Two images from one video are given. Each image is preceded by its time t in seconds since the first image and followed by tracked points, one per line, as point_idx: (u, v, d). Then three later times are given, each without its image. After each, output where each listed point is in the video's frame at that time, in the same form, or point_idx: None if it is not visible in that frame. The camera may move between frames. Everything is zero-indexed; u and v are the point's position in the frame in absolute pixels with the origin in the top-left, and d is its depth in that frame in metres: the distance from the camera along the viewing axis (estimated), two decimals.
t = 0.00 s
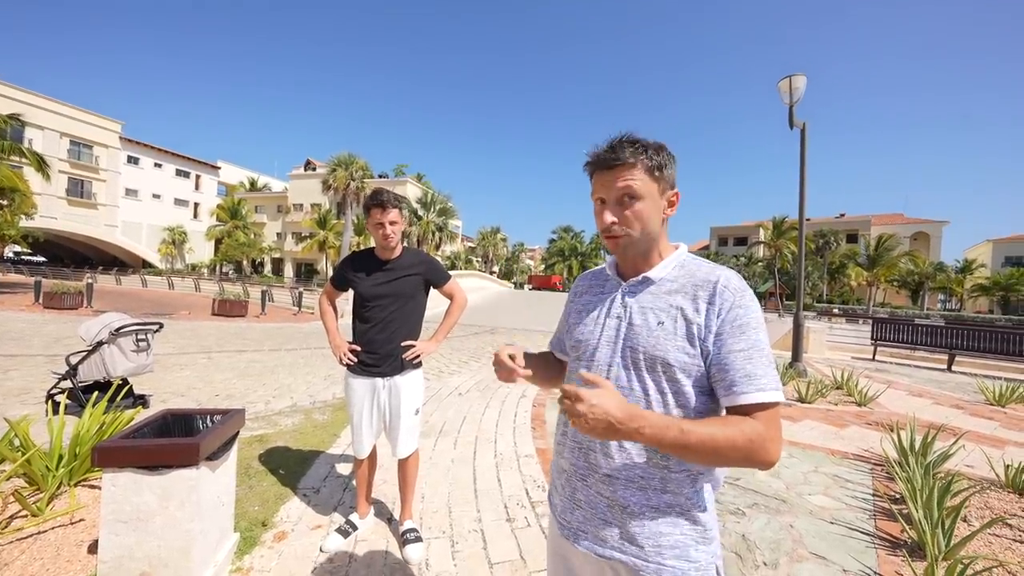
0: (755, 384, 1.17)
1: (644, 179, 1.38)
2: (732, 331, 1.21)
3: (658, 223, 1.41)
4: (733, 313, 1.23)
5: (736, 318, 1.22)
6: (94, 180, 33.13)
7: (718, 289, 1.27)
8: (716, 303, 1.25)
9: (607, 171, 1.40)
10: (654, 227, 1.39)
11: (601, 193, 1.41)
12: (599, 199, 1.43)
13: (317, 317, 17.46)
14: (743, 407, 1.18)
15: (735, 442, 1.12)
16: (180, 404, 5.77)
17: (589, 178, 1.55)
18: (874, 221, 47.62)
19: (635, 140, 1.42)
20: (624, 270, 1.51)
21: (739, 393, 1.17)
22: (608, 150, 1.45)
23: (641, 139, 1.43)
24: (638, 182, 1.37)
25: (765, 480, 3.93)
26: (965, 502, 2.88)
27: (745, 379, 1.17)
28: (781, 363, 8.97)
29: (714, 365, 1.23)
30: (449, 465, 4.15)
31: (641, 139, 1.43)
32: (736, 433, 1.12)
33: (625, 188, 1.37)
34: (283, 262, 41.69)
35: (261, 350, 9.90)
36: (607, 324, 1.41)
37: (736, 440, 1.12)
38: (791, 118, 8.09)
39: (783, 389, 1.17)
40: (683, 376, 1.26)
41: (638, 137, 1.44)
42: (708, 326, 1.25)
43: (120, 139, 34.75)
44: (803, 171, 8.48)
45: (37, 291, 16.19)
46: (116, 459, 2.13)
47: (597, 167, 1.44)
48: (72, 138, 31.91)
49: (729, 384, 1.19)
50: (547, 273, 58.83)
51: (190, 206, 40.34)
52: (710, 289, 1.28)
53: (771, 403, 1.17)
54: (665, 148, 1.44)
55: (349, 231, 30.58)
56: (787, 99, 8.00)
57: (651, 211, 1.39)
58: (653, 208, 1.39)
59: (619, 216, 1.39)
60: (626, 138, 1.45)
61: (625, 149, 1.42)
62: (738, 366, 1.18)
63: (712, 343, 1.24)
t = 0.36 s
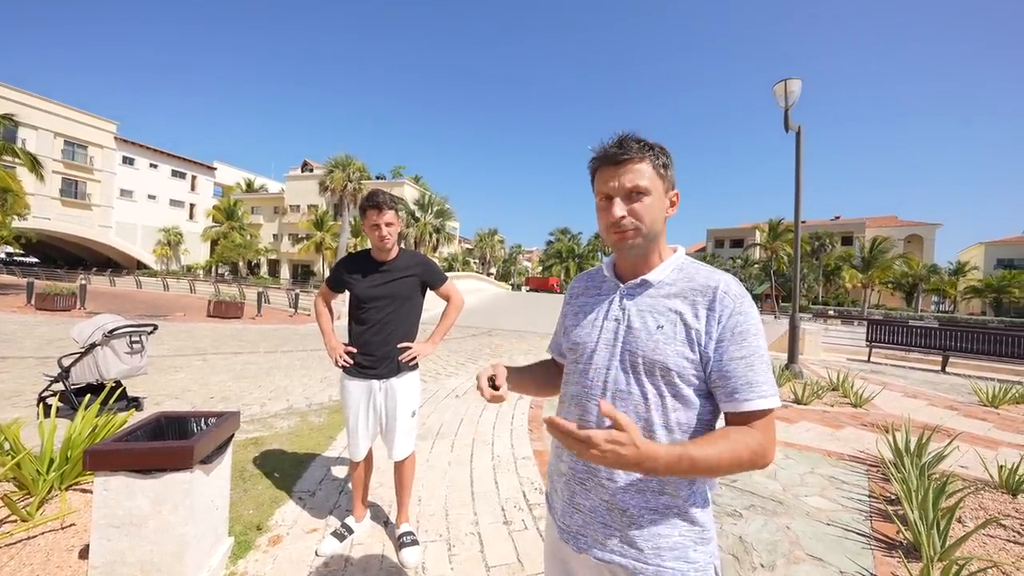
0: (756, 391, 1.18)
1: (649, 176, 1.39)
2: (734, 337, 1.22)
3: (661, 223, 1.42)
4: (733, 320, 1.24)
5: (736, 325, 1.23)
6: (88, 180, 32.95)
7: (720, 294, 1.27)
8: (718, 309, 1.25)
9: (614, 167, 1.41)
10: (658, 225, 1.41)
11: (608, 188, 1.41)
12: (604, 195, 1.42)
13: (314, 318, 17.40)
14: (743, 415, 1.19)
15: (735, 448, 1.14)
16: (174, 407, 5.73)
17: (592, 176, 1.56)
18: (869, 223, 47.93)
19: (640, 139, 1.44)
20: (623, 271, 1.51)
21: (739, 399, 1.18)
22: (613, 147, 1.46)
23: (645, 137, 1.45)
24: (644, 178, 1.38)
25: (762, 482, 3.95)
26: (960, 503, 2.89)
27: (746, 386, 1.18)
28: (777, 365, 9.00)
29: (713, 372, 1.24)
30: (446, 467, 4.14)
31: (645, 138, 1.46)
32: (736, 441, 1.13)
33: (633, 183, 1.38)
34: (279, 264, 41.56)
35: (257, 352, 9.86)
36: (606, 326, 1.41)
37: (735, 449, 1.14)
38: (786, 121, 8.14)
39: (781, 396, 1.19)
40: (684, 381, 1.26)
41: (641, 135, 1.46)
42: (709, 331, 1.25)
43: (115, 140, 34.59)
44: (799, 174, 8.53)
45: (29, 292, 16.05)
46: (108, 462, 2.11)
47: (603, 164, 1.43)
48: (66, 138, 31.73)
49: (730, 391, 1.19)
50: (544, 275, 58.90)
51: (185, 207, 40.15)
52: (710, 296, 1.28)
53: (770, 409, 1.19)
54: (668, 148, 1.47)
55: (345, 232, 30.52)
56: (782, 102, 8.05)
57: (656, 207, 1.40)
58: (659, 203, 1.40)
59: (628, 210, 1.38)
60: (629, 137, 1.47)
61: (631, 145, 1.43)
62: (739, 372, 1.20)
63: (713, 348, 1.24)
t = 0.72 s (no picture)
0: (762, 395, 1.19)
1: (659, 179, 1.40)
2: (739, 342, 1.22)
3: (668, 226, 1.42)
4: (739, 324, 1.24)
5: (742, 330, 1.23)
6: (91, 181, 33.10)
7: (726, 298, 1.27)
8: (723, 312, 1.25)
9: (624, 170, 1.41)
10: (665, 229, 1.41)
11: (618, 190, 1.41)
12: (613, 197, 1.42)
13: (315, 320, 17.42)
14: (748, 417, 1.20)
15: (741, 450, 1.14)
16: (176, 408, 5.74)
17: (600, 179, 1.55)
18: (871, 226, 47.89)
19: (649, 142, 1.45)
20: (628, 273, 1.50)
21: (745, 403, 1.19)
22: (623, 150, 1.46)
23: (653, 142, 1.46)
24: (654, 181, 1.39)
25: (764, 486, 3.93)
26: (965, 509, 2.87)
27: (752, 390, 1.19)
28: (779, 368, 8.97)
29: (719, 374, 1.24)
30: (447, 470, 4.13)
31: (653, 142, 1.46)
32: (742, 443, 1.14)
33: (644, 186, 1.37)
34: (281, 265, 41.67)
35: (258, 354, 9.86)
36: (611, 329, 1.40)
37: (741, 452, 1.14)
38: (789, 123, 8.13)
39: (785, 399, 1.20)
40: (689, 385, 1.26)
41: (651, 139, 1.47)
42: (714, 335, 1.25)
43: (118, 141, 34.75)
44: (801, 177, 8.52)
45: (32, 293, 16.10)
46: (110, 463, 2.12)
47: (613, 167, 1.43)
48: (70, 139, 31.90)
49: (736, 394, 1.20)
50: (545, 277, 58.91)
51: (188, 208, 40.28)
52: (716, 299, 1.27)
53: (773, 413, 1.20)
54: (675, 153, 1.49)
55: (347, 234, 30.57)
56: (784, 105, 8.05)
57: (664, 210, 1.40)
58: (667, 207, 1.40)
59: (639, 213, 1.37)
60: (638, 140, 1.47)
61: (640, 149, 1.43)
62: (745, 375, 1.20)
63: (719, 352, 1.24)
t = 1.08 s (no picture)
0: (758, 384, 1.19)
1: (655, 175, 1.41)
2: (736, 333, 1.23)
3: (665, 222, 1.43)
4: (736, 316, 1.24)
5: (739, 321, 1.24)
6: (85, 177, 32.88)
7: (722, 292, 1.28)
8: (720, 305, 1.26)
9: (620, 167, 1.42)
10: (662, 224, 1.41)
11: (615, 186, 1.42)
12: (611, 194, 1.43)
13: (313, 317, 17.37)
14: (746, 407, 1.20)
15: (741, 441, 1.14)
16: (173, 405, 5.72)
17: (597, 178, 1.57)
18: (869, 225, 48.03)
19: (644, 141, 1.47)
20: (626, 270, 1.51)
21: (743, 393, 1.19)
22: (619, 149, 1.48)
23: (650, 140, 1.48)
24: (650, 177, 1.40)
25: (761, 482, 3.96)
26: (957, 503, 2.90)
27: (749, 379, 1.19)
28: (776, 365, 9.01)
29: (718, 365, 1.24)
30: (446, 466, 4.14)
31: (649, 141, 1.48)
32: (743, 433, 1.14)
33: (640, 182, 1.39)
34: (278, 262, 41.53)
35: (256, 351, 9.84)
36: (612, 325, 1.41)
37: (743, 441, 1.14)
38: (788, 121, 8.14)
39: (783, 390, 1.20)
40: (689, 376, 1.26)
41: (647, 138, 1.49)
42: (712, 327, 1.26)
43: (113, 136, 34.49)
44: (799, 175, 8.54)
45: (27, 290, 16.00)
46: (107, 461, 2.11)
47: (610, 164, 1.44)
48: (64, 134, 31.67)
49: (733, 384, 1.20)
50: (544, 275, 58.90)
51: (184, 205, 40.06)
52: (713, 293, 1.28)
53: (772, 402, 1.20)
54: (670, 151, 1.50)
55: (345, 231, 30.45)
56: (784, 103, 8.06)
57: (661, 206, 1.41)
58: (663, 203, 1.41)
59: (637, 207, 1.38)
60: (634, 139, 1.49)
61: (636, 147, 1.46)
62: (742, 366, 1.20)
63: (717, 344, 1.25)
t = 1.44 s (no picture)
0: (748, 364, 1.21)
1: (637, 168, 1.43)
2: (723, 317, 1.25)
3: (648, 215, 1.45)
4: (723, 301, 1.27)
5: (726, 306, 1.26)
6: (66, 172, 32.29)
7: (707, 279, 1.31)
8: (707, 292, 1.29)
9: (603, 161, 1.45)
10: (645, 217, 1.43)
11: (600, 180, 1.43)
12: (596, 188, 1.45)
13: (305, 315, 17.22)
14: (737, 389, 1.23)
15: (737, 423, 1.17)
16: (163, 404, 5.65)
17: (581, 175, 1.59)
18: (856, 220, 48.71)
19: (625, 137, 1.49)
20: (615, 264, 1.52)
21: (733, 374, 1.21)
22: (601, 145, 1.49)
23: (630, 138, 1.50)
24: (632, 170, 1.42)
25: (753, 472, 4.02)
26: (941, 489, 2.97)
27: (739, 361, 1.22)
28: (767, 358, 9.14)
29: (709, 350, 1.27)
30: (442, 462, 4.15)
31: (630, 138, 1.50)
32: (735, 416, 1.17)
33: (623, 173, 1.41)
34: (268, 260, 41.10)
35: (248, 349, 9.75)
36: (605, 319, 1.42)
37: (735, 423, 1.17)
38: (778, 118, 8.22)
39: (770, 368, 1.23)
40: (683, 364, 1.28)
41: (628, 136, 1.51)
42: (701, 314, 1.28)
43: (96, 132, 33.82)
44: (789, 171, 8.63)
45: (8, 289, 15.65)
46: (100, 461, 2.09)
47: (594, 156, 1.46)
48: (43, 129, 31.10)
49: (725, 366, 1.22)
50: (537, 271, 58.95)
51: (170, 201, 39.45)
52: (700, 280, 1.31)
53: (760, 382, 1.23)
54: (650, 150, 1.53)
55: (336, 228, 30.17)
56: (774, 100, 8.12)
57: (644, 198, 1.42)
58: (646, 194, 1.43)
59: (622, 197, 1.39)
60: (615, 137, 1.51)
61: (618, 143, 1.48)
62: (732, 349, 1.23)
63: (707, 329, 1.27)
